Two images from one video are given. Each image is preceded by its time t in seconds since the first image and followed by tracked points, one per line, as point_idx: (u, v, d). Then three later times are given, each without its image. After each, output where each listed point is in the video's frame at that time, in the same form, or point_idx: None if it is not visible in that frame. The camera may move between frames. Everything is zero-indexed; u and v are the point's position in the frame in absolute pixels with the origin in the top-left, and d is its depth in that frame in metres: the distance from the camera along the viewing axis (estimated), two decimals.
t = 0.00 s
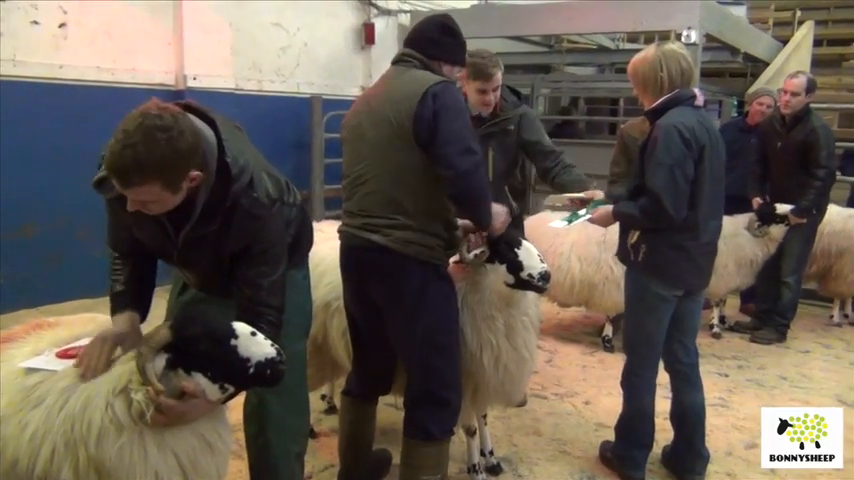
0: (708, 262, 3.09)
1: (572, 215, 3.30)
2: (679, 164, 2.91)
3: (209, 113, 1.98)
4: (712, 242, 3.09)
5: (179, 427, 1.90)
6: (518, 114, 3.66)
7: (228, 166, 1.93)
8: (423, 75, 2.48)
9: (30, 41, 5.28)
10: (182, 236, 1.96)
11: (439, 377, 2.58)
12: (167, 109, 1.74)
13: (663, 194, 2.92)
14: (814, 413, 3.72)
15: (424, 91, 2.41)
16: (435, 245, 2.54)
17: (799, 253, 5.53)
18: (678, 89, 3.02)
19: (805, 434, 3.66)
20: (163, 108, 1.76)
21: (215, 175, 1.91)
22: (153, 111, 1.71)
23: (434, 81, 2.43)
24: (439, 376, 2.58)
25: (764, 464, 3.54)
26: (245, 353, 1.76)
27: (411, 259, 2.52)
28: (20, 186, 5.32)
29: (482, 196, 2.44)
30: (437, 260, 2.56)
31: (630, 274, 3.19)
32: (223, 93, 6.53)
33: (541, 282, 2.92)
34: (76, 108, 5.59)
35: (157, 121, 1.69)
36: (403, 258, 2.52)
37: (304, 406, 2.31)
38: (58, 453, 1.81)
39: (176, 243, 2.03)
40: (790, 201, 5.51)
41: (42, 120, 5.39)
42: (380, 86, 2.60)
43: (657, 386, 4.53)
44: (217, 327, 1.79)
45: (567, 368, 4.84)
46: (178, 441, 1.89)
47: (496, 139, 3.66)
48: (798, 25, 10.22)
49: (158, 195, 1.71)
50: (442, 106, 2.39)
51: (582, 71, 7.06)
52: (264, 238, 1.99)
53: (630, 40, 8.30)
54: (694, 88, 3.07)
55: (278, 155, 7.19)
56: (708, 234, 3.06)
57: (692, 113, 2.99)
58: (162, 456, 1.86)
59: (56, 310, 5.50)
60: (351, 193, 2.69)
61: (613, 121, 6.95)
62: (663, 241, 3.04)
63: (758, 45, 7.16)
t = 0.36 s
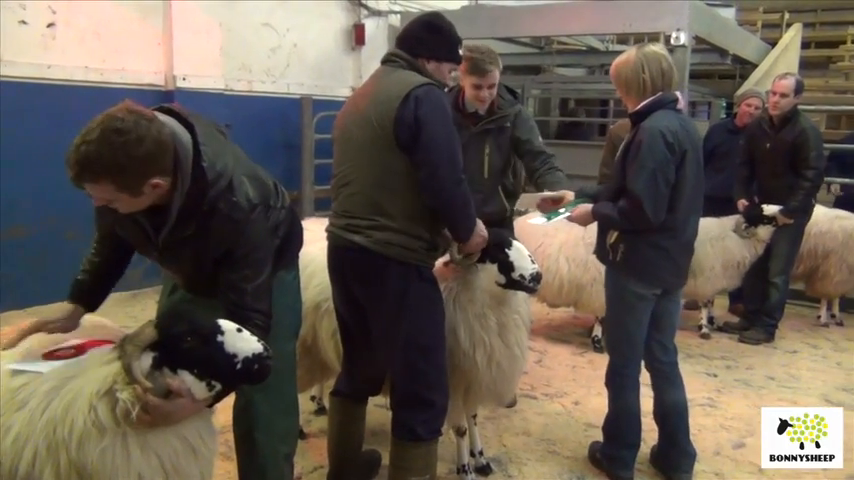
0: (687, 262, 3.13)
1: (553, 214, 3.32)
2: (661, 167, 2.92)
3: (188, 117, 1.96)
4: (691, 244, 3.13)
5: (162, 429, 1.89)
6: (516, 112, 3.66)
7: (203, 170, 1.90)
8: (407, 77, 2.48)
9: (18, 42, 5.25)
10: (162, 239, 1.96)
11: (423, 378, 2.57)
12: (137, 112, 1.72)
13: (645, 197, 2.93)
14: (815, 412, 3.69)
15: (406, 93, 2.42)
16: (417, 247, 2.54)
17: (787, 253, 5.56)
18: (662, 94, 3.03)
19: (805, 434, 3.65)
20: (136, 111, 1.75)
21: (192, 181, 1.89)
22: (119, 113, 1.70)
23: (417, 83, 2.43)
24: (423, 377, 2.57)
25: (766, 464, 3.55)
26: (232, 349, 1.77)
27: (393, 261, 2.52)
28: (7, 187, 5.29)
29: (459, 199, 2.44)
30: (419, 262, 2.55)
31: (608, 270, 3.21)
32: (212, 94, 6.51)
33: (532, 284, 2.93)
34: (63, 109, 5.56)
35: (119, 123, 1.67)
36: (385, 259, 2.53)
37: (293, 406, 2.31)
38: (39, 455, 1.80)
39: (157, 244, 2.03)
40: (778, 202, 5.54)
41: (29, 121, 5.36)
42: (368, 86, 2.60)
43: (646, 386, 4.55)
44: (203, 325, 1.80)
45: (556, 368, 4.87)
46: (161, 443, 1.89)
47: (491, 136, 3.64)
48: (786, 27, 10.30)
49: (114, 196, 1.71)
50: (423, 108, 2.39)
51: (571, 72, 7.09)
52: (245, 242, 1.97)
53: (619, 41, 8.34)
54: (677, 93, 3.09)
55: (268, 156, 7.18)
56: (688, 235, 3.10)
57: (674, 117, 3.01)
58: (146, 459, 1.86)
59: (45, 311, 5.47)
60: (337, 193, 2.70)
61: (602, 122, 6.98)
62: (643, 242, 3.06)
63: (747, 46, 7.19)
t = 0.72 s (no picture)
0: (670, 260, 3.15)
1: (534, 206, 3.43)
2: (639, 166, 2.93)
3: (156, 122, 1.91)
4: (673, 242, 3.15)
5: (148, 432, 1.88)
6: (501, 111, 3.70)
7: (171, 175, 1.84)
8: (394, 78, 2.49)
9: (6, 41, 5.23)
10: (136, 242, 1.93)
11: (411, 378, 2.58)
12: (100, 117, 1.71)
13: (622, 195, 2.95)
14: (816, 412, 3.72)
15: (392, 93, 2.42)
16: (404, 247, 2.54)
17: (775, 253, 5.60)
18: (644, 94, 3.05)
19: (806, 434, 3.67)
20: (100, 116, 1.73)
21: (158, 186, 1.83)
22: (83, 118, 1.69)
23: (403, 85, 2.43)
24: (411, 377, 2.57)
25: (766, 463, 3.57)
26: (217, 361, 1.75)
27: (380, 261, 2.52)
28: None
29: (446, 199, 2.46)
30: (406, 262, 2.55)
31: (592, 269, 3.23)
32: (202, 94, 6.50)
33: (521, 287, 2.90)
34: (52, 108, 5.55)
35: (80, 128, 1.66)
36: (372, 260, 2.53)
37: (282, 407, 2.31)
38: (28, 456, 1.79)
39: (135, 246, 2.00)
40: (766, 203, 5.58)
41: (17, 121, 5.34)
42: (356, 87, 2.61)
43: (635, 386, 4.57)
44: (190, 333, 1.78)
45: (546, 368, 4.89)
46: (146, 448, 1.88)
47: (475, 133, 3.70)
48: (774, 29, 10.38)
49: (80, 200, 1.71)
50: (409, 109, 2.39)
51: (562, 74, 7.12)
52: (219, 246, 1.91)
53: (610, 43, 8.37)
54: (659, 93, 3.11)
55: (258, 156, 7.17)
56: (670, 234, 3.12)
57: (654, 117, 3.03)
58: (131, 463, 1.84)
59: (32, 313, 5.45)
60: (326, 193, 2.70)
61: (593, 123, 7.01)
62: (625, 241, 3.08)
63: (736, 47, 7.24)
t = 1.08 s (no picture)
0: (660, 259, 3.16)
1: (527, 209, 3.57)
2: (609, 164, 2.99)
3: (134, 126, 1.89)
4: (663, 241, 3.16)
5: (143, 432, 1.88)
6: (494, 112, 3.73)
7: (150, 181, 1.82)
8: (384, 79, 2.49)
9: None
10: (120, 247, 1.92)
11: (403, 379, 2.58)
12: (73, 123, 1.70)
13: (592, 193, 3.02)
14: (815, 412, 3.73)
15: (383, 95, 2.42)
16: (394, 247, 2.54)
17: (766, 254, 5.63)
18: (622, 93, 3.11)
19: (806, 434, 3.69)
20: (75, 123, 1.72)
21: (135, 191, 1.81)
22: (56, 126, 1.68)
23: (394, 86, 2.44)
24: (402, 377, 2.57)
25: (766, 463, 3.58)
26: (214, 364, 1.75)
27: (371, 260, 2.52)
28: None
29: (436, 200, 2.46)
30: (397, 262, 2.55)
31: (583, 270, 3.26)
32: (194, 95, 6.47)
33: (525, 287, 2.91)
34: (43, 110, 5.53)
35: (54, 136, 1.65)
36: (363, 260, 2.53)
37: (275, 407, 2.32)
38: (24, 455, 1.77)
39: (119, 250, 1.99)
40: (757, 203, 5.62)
41: (8, 122, 5.33)
42: (348, 88, 2.61)
43: (628, 385, 4.58)
44: (188, 334, 1.78)
45: (539, 368, 4.90)
46: (143, 447, 1.87)
47: (468, 132, 3.71)
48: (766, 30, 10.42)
49: (59, 209, 1.72)
50: (398, 111, 2.40)
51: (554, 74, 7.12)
52: (203, 250, 1.89)
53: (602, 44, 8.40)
54: (643, 91, 3.14)
55: (250, 157, 7.15)
56: (658, 233, 3.13)
57: (630, 116, 3.06)
58: (128, 462, 1.84)
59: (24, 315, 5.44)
60: (317, 194, 2.70)
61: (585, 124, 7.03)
62: (607, 240, 3.13)
63: (727, 48, 7.26)
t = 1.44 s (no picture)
0: (659, 260, 3.19)
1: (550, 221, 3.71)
2: (587, 164, 3.15)
3: (124, 129, 1.89)
4: (661, 241, 3.19)
5: (138, 436, 1.86)
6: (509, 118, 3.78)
7: (139, 184, 1.83)
8: (377, 81, 2.49)
9: None
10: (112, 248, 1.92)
11: (395, 380, 2.57)
12: (64, 126, 1.69)
13: (573, 189, 3.19)
14: (815, 412, 3.75)
15: (374, 98, 2.42)
16: (385, 248, 2.54)
17: (759, 254, 5.65)
18: (622, 98, 3.23)
19: (805, 434, 3.70)
20: (66, 125, 1.71)
21: (124, 194, 1.82)
22: (47, 128, 1.67)
23: (385, 89, 2.44)
24: (393, 378, 2.57)
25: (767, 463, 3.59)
26: (209, 368, 1.76)
27: (362, 261, 2.53)
28: None
29: (426, 203, 2.44)
30: (388, 263, 2.55)
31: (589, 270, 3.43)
32: (186, 97, 6.46)
33: (531, 288, 3.07)
34: (34, 112, 5.51)
35: (45, 139, 1.64)
36: (355, 260, 2.53)
37: (268, 409, 2.32)
38: (17, 456, 1.78)
39: (109, 250, 1.98)
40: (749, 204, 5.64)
41: None
42: (341, 89, 2.61)
43: (622, 385, 4.60)
44: (182, 336, 1.77)
45: (532, 368, 4.90)
46: (137, 451, 1.86)
47: (482, 137, 3.77)
48: (757, 30, 10.46)
49: (54, 213, 1.71)
50: (389, 113, 2.39)
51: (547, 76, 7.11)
52: (193, 251, 1.88)
53: (594, 45, 8.42)
54: (645, 97, 3.22)
55: (243, 158, 7.13)
56: (655, 233, 3.18)
57: (619, 121, 3.19)
58: (122, 466, 1.82)
59: (15, 316, 5.43)
60: (309, 195, 2.71)
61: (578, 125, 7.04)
62: (601, 238, 3.26)
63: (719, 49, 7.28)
